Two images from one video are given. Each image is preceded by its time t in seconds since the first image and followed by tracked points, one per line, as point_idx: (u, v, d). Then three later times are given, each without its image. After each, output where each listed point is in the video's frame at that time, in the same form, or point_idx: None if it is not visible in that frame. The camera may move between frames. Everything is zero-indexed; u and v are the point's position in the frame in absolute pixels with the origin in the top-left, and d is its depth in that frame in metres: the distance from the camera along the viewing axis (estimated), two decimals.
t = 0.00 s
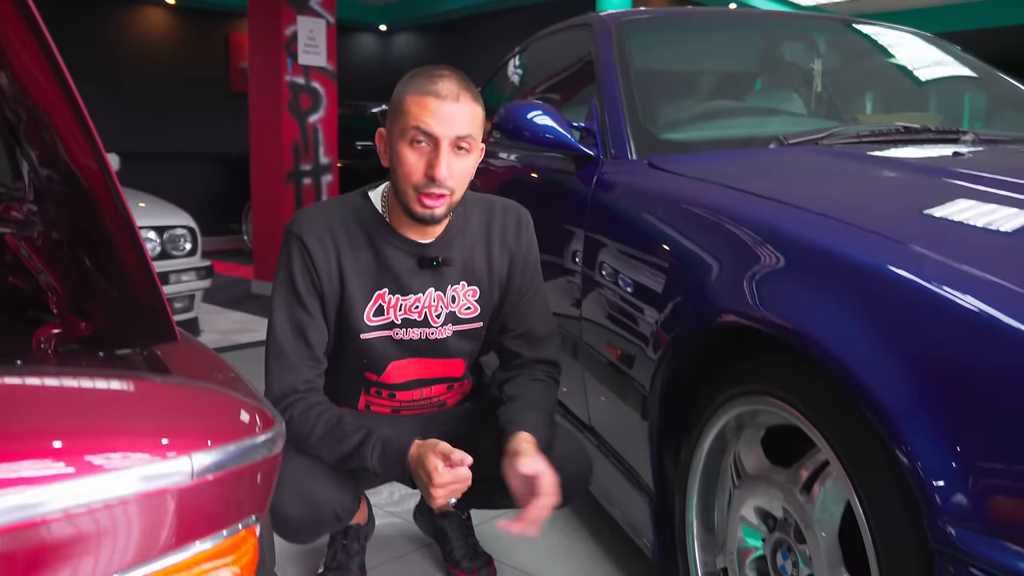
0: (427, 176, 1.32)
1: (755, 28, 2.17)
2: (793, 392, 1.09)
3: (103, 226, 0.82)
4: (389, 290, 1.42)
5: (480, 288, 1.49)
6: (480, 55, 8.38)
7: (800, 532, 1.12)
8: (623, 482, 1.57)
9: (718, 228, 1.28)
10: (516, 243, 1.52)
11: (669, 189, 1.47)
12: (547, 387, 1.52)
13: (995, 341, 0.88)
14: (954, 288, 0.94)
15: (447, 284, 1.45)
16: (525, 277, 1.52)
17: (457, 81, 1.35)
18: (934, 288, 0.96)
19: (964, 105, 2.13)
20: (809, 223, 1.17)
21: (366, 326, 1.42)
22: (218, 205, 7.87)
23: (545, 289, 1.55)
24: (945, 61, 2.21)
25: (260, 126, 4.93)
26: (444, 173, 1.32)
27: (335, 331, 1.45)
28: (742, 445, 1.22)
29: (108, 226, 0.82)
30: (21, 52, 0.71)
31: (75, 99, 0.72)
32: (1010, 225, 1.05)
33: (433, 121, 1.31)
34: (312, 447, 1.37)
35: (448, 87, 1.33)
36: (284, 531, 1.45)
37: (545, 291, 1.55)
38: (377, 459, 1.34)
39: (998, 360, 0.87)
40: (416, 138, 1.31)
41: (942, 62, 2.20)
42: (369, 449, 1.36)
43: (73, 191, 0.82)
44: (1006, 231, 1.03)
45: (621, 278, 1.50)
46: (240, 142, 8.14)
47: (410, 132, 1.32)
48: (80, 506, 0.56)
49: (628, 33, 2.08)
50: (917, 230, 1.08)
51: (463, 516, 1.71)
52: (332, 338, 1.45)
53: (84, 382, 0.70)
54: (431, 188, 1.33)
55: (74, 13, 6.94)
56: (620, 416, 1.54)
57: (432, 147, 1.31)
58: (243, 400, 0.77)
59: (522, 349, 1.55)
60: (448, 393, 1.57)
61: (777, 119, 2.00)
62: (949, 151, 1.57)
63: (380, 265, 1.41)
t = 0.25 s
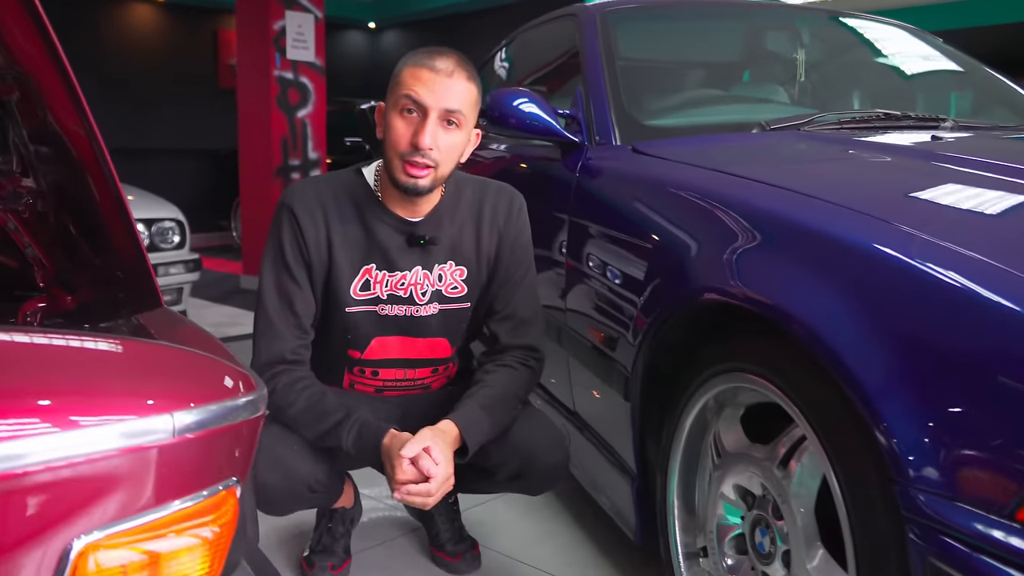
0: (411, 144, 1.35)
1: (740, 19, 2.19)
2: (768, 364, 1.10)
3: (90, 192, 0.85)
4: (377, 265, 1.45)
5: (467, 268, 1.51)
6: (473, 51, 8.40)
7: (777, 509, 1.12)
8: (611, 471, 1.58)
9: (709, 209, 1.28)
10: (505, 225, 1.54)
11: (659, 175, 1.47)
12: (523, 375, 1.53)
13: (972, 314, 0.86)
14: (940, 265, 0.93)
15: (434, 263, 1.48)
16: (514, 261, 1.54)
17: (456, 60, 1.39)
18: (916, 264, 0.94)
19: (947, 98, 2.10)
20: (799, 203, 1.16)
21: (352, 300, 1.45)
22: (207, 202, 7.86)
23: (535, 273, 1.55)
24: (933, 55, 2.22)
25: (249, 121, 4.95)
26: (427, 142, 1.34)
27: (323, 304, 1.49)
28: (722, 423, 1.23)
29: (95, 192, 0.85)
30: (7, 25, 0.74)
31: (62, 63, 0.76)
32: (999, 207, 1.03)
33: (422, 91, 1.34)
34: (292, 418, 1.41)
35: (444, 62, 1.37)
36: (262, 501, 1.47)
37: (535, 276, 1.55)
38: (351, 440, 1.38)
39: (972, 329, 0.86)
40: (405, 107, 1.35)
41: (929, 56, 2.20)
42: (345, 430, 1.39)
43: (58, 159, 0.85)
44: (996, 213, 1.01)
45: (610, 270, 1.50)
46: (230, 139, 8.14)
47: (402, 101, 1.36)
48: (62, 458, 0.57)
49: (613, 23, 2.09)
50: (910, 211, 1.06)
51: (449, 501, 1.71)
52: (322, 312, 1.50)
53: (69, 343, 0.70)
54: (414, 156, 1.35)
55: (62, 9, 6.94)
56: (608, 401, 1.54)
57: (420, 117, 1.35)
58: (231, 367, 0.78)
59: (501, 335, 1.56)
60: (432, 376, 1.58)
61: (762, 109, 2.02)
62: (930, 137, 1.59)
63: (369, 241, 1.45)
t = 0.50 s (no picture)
0: (387, 131, 1.44)
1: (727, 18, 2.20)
2: (739, 354, 1.12)
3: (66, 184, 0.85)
4: (359, 255, 1.54)
5: (447, 257, 1.59)
6: (466, 50, 8.41)
7: (751, 499, 1.14)
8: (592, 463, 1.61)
9: (691, 204, 1.28)
10: (485, 216, 1.62)
11: (647, 172, 1.47)
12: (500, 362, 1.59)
13: (938, 308, 0.87)
14: (915, 261, 0.92)
15: (414, 252, 1.56)
16: (494, 248, 1.61)
17: (429, 50, 1.47)
18: (894, 259, 0.94)
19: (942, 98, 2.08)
20: (779, 199, 1.17)
21: (335, 289, 1.54)
22: (202, 201, 7.88)
23: (516, 263, 1.61)
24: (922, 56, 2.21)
25: (243, 119, 4.98)
26: (402, 130, 1.43)
27: (308, 293, 1.57)
28: (699, 415, 1.25)
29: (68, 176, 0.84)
30: None
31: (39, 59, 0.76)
32: (987, 206, 1.02)
33: (396, 80, 1.43)
34: (282, 408, 1.47)
35: (417, 52, 1.45)
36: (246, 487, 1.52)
37: (515, 264, 1.62)
38: (339, 429, 1.42)
39: (936, 322, 0.86)
40: (380, 95, 1.43)
41: (919, 58, 2.18)
42: (334, 419, 1.44)
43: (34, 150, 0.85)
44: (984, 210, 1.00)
45: (598, 269, 1.48)
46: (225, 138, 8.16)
47: (377, 90, 1.44)
48: (45, 437, 0.59)
49: (601, 22, 2.09)
50: (890, 207, 1.06)
51: (440, 493, 1.74)
52: (307, 300, 1.58)
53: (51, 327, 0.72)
54: (390, 143, 1.44)
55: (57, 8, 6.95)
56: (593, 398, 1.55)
57: (395, 105, 1.43)
58: (208, 354, 0.79)
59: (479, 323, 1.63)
60: (416, 367, 1.65)
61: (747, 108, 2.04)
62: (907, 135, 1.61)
63: (349, 232, 1.53)
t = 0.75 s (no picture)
0: (378, 124, 1.46)
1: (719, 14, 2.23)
2: (722, 339, 1.14)
3: (64, 175, 0.87)
4: (351, 245, 1.56)
5: (439, 246, 1.63)
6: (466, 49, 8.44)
7: (735, 482, 1.16)
8: (581, 451, 1.63)
9: (683, 195, 1.29)
10: (474, 205, 1.66)
11: (641, 164, 1.48)
12: (484, 346, 1.63)
13: (926, 296, 0.87)
14: (904, 250, 0.92)
15: (406, 241, 1.58)
16: (482, 235, 1.66)
17: (417, 44, 1.49)
18: (883, 248, 0.94)
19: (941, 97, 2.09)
20: (769, 189, 1.18)
21: (329, 279, 1.56)
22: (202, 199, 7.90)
23: (503, 251, 1.67)
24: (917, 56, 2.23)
25: (242, 117, 5.00)
26: (392, 122, 1.45)
27: (301, 283, 1.59)
28: (684, 400, 1.27)
29: (65, 164, 0.85)
30: None
31: (38, 59, 0.77)
32: (981, 196, 1.02)
33: (385, 73, 1.45)
34: (280, 396, 1.49)
35: (405, 46, 1.47)
36: (245, 477, 1.54)
37: (501, 253, 1.67)
38: (338, 419, 1.44)
39: (921, 310, 0.87)
40: (370, 88, 1.46)
41: (915, 56, 2.20)
42: (333, 409, 1.46)
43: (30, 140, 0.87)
44: (977, 202, 1.00)
45: (593, 265, 1.48)
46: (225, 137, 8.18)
47: (367, 83, 1.46)
48: (36, 406, 0.61)
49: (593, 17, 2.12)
50: (881, 198, 1.06)
51: (432, 482, 1.76)
52: (300, 289, 1.59)
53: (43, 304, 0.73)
54: (381, 135, 1.46)
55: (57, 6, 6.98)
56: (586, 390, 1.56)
57: (385, 98, 1.46)
58: (195, 332, 0.82)
59: (466, 308, 1.67)
60: (408, 356, 1.68)
61: (739, 102, 2.05)
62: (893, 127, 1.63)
63: (343, 221, 1.55)
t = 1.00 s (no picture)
0: (382, 124, 1.47)
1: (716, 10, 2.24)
2: (712, 325, 1.15)
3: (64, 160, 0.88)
4: (347, 235, 1.58)
5: (433, 237, 1.65)
6: (465, 48, 8.47)
7: (724, 467, 1.17)
8: (575, 439, 1.66)
9: (677, 186, 1.30)
10: (469, 198, 1.68)
11: (635, 156, 1.49)
12: (479, 335, 1.65)
13: (919, 284, 0.86)
14: (896, 237, 0.92)
15: (401, 232, 1.60)
16: (476, 228, 1.67)
17: (415, 40, 1.49)
18: (874, 235, 0.94)
19: (941, 95, 2.08)
20: (763, 178, 1.18)
21: (325, 269, 1.58)
22: (202, 197, 7.92)
23: (496, 244, 1.68)
24: (915, 54, 2.24)
25: (242, 114, 5.03)
26: (397, 122, 1.46)
27: (298, 272, 1.61)
28: (675, 386, 1.28)
29: (65, 150, 0.86)
30: None
31: (40, 48, 0.79)
32: (978, 186, 1.03)
33: (388, 72, 1.45)
34: (275, 383, 1.50)
35: (405, 43, 1.47)
36: (241, 461, 1.57)
37: (495, 245, 1.69)
38: (332, 405, 1.45)
39: (908, 295, 0.87)
40: (373, 88, 1.45)
41: (912, 55, 2.21)
42: (327, 395, 1.46)
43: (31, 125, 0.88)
44: (974, 191, 1.00)
45: (591, 261, 1.48)
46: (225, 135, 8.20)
47: (369, 82, 1.46)
48: (36, 377, 0.63)
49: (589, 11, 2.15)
50: (874, 187, 1.06)
51: (427, 472, 1.79)
52: (297, 278, 1.61)
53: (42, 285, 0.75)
54: (384, 135, 1.47)
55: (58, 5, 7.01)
56: (582, 382, 1.57)
57: (388, 98, 1.46)
58: (195, 314, 0.84)
59: (460, 299, 1.68)
60: (403, 346, 1.70)
61: (734, 97, 2.07)
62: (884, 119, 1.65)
63: (339, 211, 1.57)
